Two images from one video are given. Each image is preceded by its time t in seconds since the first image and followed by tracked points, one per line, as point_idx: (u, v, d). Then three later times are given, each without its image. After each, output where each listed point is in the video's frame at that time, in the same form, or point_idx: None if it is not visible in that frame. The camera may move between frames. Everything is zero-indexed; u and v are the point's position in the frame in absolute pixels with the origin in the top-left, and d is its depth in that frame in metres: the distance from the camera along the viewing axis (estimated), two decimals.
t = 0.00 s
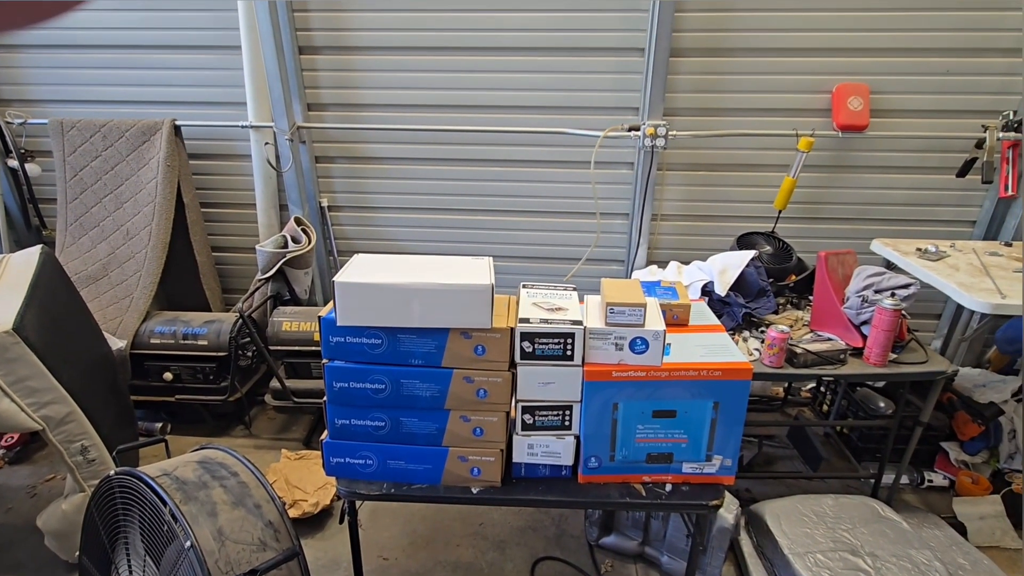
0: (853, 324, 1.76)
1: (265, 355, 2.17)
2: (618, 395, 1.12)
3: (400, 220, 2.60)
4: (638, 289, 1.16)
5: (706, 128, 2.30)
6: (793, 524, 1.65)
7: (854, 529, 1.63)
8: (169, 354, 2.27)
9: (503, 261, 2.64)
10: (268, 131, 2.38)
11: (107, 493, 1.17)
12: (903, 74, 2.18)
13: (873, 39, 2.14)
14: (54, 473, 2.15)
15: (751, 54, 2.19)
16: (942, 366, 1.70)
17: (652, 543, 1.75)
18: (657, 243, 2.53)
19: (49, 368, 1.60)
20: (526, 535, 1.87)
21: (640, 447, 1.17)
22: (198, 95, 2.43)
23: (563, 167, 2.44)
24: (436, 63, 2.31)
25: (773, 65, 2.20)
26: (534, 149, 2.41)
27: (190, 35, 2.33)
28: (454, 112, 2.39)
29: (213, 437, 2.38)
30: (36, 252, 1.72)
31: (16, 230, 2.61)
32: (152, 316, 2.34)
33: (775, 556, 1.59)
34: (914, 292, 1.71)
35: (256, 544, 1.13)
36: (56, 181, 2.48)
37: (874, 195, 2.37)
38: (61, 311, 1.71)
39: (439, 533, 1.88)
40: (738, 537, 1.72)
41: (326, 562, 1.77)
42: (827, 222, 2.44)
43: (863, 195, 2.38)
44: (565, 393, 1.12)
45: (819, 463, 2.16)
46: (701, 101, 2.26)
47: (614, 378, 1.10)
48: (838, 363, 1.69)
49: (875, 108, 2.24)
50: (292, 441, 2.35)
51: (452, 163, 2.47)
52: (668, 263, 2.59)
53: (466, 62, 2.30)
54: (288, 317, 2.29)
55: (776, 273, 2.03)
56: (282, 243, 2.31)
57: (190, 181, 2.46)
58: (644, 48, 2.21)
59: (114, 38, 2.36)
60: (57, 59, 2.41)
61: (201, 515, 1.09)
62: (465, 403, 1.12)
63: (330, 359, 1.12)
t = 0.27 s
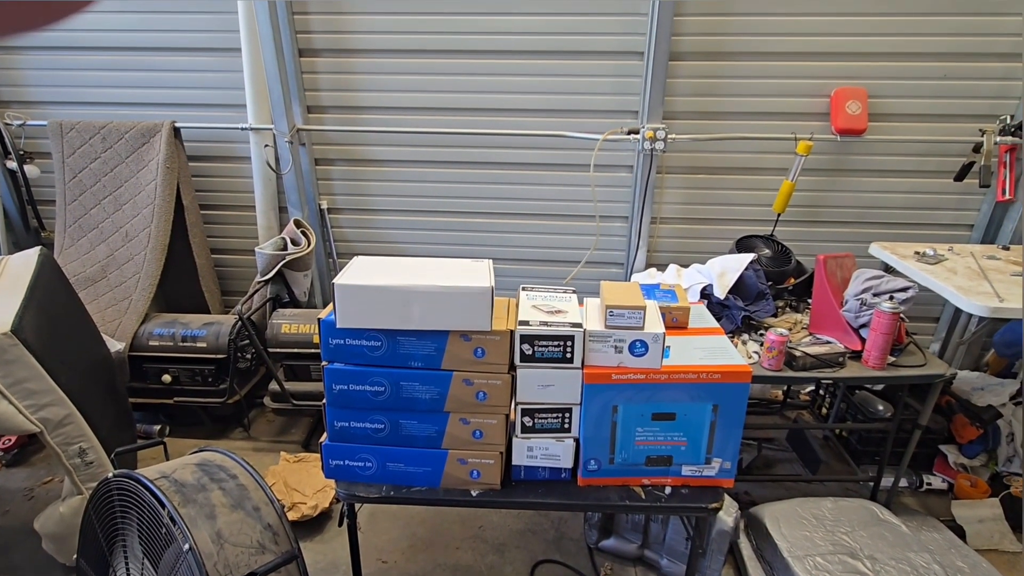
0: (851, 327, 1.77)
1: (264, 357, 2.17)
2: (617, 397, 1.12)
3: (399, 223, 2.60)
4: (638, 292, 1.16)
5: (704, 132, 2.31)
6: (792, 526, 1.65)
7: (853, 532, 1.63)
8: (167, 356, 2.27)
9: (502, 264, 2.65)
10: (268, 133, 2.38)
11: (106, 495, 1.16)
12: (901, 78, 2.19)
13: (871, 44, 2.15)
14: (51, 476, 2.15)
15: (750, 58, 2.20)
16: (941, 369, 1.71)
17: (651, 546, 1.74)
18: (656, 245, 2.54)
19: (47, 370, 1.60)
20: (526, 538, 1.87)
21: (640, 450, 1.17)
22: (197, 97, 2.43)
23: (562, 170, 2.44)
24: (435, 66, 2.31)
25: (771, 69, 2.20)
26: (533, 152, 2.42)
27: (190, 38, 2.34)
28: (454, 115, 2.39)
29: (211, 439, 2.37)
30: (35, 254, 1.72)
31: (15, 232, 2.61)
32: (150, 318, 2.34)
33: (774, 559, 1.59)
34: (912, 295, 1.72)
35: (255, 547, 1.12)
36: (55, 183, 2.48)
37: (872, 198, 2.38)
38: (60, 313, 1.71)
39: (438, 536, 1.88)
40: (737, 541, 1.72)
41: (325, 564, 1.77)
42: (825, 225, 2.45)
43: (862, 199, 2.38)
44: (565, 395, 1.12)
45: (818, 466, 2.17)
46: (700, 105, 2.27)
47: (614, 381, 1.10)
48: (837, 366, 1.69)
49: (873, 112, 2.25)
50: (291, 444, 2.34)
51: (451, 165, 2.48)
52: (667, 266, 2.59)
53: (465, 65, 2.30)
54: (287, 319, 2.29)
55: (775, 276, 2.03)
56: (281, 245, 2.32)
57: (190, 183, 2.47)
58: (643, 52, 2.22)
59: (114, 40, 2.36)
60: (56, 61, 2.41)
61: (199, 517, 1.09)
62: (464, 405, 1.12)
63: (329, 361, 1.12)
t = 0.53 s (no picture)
0: (852, 330, 1.77)
1: (265, 358, 2.17)
2: (620, 400, 1.12)
3: (400, 225, 2.60)
4: (641, 295, 1.16)
5: (706, 135, 2.31)
6: (794, 529, 1.65)
7: (854, 535, 1.63)
8: (168, 357, 2.27)
9: (503, 266, 2.65)
10: (270, 134, 2.37)
11: (107, 497, 1.16)
12: (901, 82, 2.20)
13: (872, 48, 2.16)
14: (51, 477, 2.14)
15: (751, 61, 2.21)
16: (941, 373, 1.71)
17: (652, 549, 1.75)
18: (657, 248, 2.54)
19: (48, 370, 1.60)
20: (527, 541, 1.87)
21: (643, 452, 1.17)
22: (199, 99, 2.43)
23: (564, 172, 2.44)
24: (437, 68, 2.32)
25: (772, 73, 2.21)
26: (535, 154, 2.42)
27: (192, 39, 2.34)
28: (455, 117, 2.40)
29: (211, 440, 2.37)
30: (37, 254, 1.72)
31: (16, 233, 2.61)
32: (151, 319, 2.34)
33: (776, 562, 1.59)
34: (913, 298, 1.72)
35: (257, 549, 1.12)
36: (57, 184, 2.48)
37: (873, 202, 2.39)
38: (61, 314, 1.71)
39: (439, 538, 1.88)
40: (738, 543, 1.72)
41: (326, 566, 1.76)
42: (826, 228, 2.45)
43: (862, 202, 2.39)
44: (568, 398, 1.12)
45: (819, 469, 2.17)
46: (701, 108, 2.27)
47: (617, 384, 1.10)
48: (838, 369, 1.70)
49: (874, 116, 2.25)
50: (292, 446, 2.34)
51: (453, 167, 2.48)
52: (668, 269, 2.60)
53: (467, 68, 2.31)
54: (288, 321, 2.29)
55: (776, 279, 2.03)
56: (282, 247, 2.32)
57: (191, 184, 2.47)
58: (645, 55, 2.23)
59: (117, 42, 2.36)
60: (59, 62, 2.41)
61: (202, 519, 1.08)
62: (467, 407, 1.12)
63: (332, 362, 1.11)
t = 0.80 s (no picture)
0: (855, 333, 1.77)
1: (266, 358, 2.17)
2: (624, 402, 1.11)
3: (402, 226, 2.60)
4: (645, 296, 1.16)
5: (708, 137, 2.31)
6: (796, 532, 1.64)
7: (857, 538, 1.63)
8: (169, 357, 2.26)
9: (505, 267, 2.65)
10: (272, 134, 2.37)
11: (108, 498, 1.16)
12: (904, 85, 2.20)
13: (874, 50, 2.16)
14: (51, 477, 2.14)
15: (753, 63, 2.21)
16: (944, 376, 1.71)
17: (654, 552, 1.74)
18: (659, 250, 2.54)
19: (49, 370, 1.59)
20: (528, 542, 1.87)
21: (646, 454, 1.16)
22: (201, 99, 2.43)
23: (565, 174, 2.44)
24: (439, 69, 2.32)
25: (774, 75, 2.21)
26: (537, 156, 2.42)
27: (194, 39, 2.34)
28: (458, 118, 2.40)
29: (212, 441, 2.36)
30: (38, 254, 1.72)
31: (16, 232, 2.61)
32: (152, 319, 2.34)
33: (778, 565, 1.59)
34: (916, 301, 1.72)
35: (259, 551, 1.12)
36: (58, 183, 2.48)
37: (875, 204, 2.38)
38: (62, 314, 1.70)
39: (440, 540, 1.87)
40: (740, 546, 1.72)
41: (326, 568, 1.76)
42: (828, 230, 2.45)
43: (864, 205, 2.39)
44: (571, 399, 1.12)
45: (821, 472, 2.16)
46: (703, 110, 2.27)
47: (621, 386, 1.09)
48: (841, 372, 1.69)
49: (876, 118, 2.25)
50: (292, 447, 2.33)
51: (455, 169, 2.48)
52: (669, 270, 2.59)
53: (469, 69, 2.31)
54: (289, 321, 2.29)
55: (779, 282, 2.03)
56: (283, 247, 2.32)
57: (193, 184, 2.46)
58: (647, 57, 2.23)
59: (119, 41, 2.36)
60: (61, 61, 2.41)
61: (204, 520, 1.08)
62: (471, 409, 1.12)
63: (335, 363, 1.11)
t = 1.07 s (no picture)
0: (857, 335, 1.77)
1: (266, 359, 2.16)
2: (626, 403, 1.10)
3: (402, 226, 2.59)
4: (647, 297, 1.15)
5: (709, 138, 2.31)
6: (798, 535, 1.64)
7: (858, 541, 1.62)
8: (169, 357, 2.26)
9: (506, 268, 2.64)
10: (272, 135, 2.37)
11: (108, 499, 1.15)
12: (905, 86, 2.20)
13: (875, 52, 2.16)
14: (50, 477, 2.13)
15: (755, 64, 2.21)
16: (946, 378, 1.70)
17: (654, 554, 1.75)
18: (659, 251, 2.53)
19: (50, 371, 1.59)
20: (528, 544, 1.87)
21: (648, 456, 1.15)
22: (202, 98, 2.43)
23: (567, 175, 2.44)
24: (440, 69, 2.31)
25: (776, 76, 2.21)
26: (538, 156, 2.41)
27: (195, 39, 2.34)
28: (459, 118, 2.39)
29: (211, 442, 2.36)
30: (38, 253, 1.71)
31: (16, 232, 2.60)
32: (152, 319, 2.33)
33: (779, 568, 1.59)
34: (918, 302, 1.71)
35: (259, 552, 1.11)
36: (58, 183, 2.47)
37: (876, 206, 2.38)
38: (61, 314, 1.70)
39: (440, 541, 1.87)
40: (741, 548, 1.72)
41: (326, 569, 1.75)
42: (830, 232, 2.45)
43: (865, 206, 2.39)
44: (573, 401, 1.11)
45: (822, 474, 2.15)
46: (704, 111, 2.27)
47: (623, 387, 1.09)
48: (843, 374, 1.69)
49: (878, 120, 2.25)
50: (292, 447, 2.33)
51: (456, 169, 2.48)
52: (670, 271, 2.59)
53: (470, 69, 2.30)
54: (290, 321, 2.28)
55: (780, 283, 2.03)
56: (284, 248, 2.31)
57: (193, 184, 2.46)
58: (649, 58, 2.22)
59: (119, 41, 2.36)
60: (61, 61, 2.40)
61: (204, 521, 1.07)
62: (472, 410, 1.11)
63: (336, 364, 1.10)
